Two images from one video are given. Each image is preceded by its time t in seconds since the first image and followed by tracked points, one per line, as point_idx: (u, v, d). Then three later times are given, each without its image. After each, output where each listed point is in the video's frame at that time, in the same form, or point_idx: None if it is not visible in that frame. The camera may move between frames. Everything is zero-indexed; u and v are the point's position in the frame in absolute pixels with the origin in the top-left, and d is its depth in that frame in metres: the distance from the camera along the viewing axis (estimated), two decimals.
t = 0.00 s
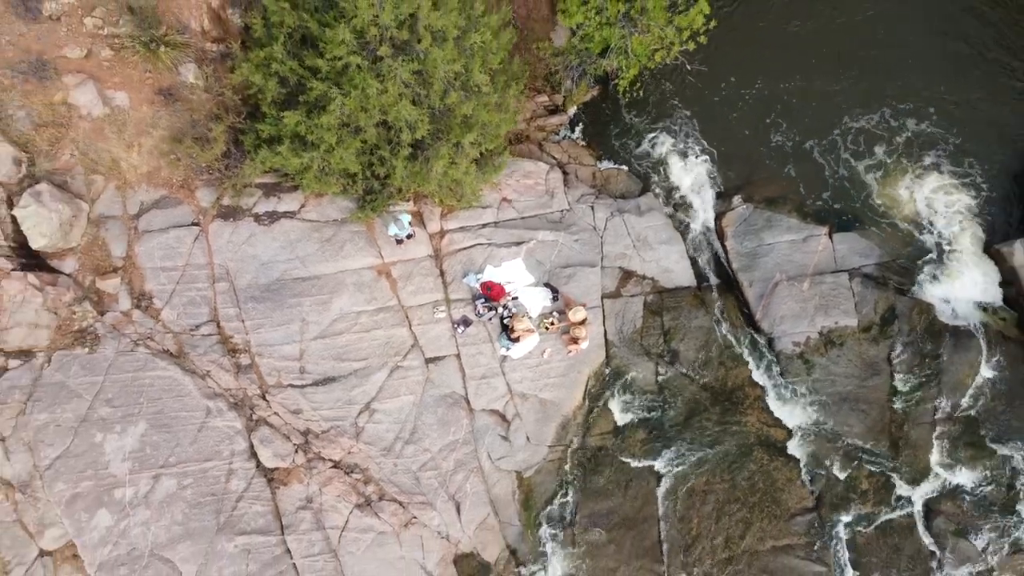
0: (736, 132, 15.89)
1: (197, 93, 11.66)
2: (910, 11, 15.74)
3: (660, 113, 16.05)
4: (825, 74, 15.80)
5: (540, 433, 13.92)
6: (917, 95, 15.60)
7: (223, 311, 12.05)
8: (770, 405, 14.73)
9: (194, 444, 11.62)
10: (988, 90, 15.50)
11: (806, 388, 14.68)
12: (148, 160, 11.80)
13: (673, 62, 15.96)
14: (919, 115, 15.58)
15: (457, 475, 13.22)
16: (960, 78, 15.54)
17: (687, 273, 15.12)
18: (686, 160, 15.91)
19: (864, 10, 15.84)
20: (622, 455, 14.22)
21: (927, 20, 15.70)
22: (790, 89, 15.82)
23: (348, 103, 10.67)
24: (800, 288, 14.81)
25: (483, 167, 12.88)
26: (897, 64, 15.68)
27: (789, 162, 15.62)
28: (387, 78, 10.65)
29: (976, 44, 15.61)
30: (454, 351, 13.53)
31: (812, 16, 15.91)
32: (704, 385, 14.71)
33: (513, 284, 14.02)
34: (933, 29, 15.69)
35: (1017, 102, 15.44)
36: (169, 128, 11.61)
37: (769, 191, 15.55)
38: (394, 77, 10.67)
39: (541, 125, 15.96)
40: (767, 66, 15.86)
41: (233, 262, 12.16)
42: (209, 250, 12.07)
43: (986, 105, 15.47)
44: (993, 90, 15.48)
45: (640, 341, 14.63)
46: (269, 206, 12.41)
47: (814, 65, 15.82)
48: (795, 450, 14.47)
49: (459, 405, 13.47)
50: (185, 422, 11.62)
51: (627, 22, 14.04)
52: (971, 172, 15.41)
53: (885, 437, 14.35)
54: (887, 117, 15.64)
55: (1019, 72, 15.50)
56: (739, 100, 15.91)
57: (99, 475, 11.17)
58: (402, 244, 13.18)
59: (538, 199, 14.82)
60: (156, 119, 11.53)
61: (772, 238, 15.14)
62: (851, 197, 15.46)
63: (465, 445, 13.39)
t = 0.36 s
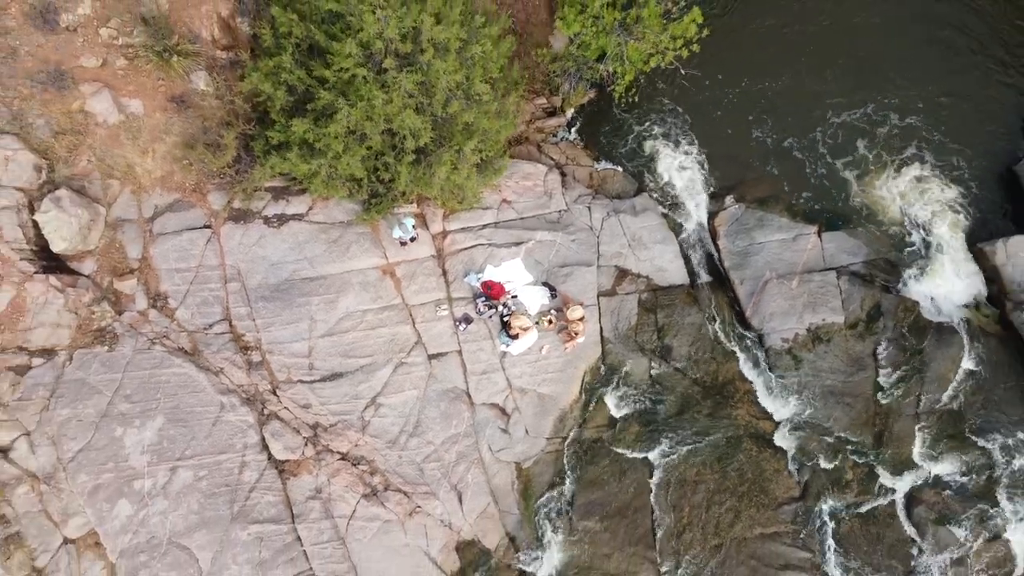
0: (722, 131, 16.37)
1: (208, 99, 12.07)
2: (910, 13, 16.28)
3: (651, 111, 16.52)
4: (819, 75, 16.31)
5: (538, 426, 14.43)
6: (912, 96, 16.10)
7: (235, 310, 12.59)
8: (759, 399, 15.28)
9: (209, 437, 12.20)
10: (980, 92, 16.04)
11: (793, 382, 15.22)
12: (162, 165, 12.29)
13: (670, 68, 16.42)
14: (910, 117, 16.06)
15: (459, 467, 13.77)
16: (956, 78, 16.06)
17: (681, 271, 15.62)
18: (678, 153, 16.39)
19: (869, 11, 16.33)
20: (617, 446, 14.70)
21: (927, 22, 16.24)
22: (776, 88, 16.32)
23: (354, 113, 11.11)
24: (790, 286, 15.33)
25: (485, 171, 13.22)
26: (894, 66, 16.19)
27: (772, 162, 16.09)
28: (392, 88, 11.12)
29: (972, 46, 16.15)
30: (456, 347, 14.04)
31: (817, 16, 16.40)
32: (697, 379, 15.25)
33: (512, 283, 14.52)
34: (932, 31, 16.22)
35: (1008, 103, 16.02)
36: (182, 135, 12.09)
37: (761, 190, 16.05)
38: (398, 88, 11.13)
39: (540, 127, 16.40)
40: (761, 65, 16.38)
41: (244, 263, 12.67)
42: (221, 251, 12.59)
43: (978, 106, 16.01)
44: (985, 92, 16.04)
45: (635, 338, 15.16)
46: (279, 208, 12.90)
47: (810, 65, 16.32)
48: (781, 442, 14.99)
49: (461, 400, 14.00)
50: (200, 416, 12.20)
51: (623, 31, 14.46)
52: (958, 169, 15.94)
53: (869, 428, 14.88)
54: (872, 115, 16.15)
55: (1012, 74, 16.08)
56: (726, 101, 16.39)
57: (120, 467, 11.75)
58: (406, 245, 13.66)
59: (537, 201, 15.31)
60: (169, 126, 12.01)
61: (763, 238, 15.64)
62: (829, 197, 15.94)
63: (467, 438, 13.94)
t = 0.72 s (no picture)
0: (715, 133, 16.87)
1: (218, 106, 12.52)
2: (908, 15, 16.90)
3: (646, 114, 17.01)
4: (812, 77, 16.84)
5: (537, 419, 14.94)
6: (902, 97, 16.63)
7: (247, 310, 13.18)
8: (750, 394, 15.82)
9: (222, 432, 12.79)
10: (971, 94, 16.56)
11: (782, 377, 15.78)
12: (176, 170, 12.80)
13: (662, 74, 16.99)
14: (898, 118, 16.57)
15: (461, 459, 14.31)
16: (949, 79, 16.61)
17: (675, 270, 16.14)
18: (672, 155, 16.87)
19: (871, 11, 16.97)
20: (613, 439, 15.25)
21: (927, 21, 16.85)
22: (767, 91, 16.84)
23: (361, 122, 11.57)
24: (779, 284, 15.85)
25: (486, 175, 13.64)
26: (888, 68, 16.74)
27: (755, 162, 16.65)
28: (396, 98, 11.58)
29: (965, 49, 16.71)
30: (457, 344, 14.57)
31: (817, 20, 17.03)
32: (690, 375, 15.78)
33: (512, 283, 15.04)
34: (926, 34, 16.81)
35: (998, 105, 16.54)
36: (193, 141, 12.56)
37: (753, 191, 16.55)
38: (403, 98, 11.60)
39: (540, 130, 16.83)
40: (754, 66, 16.91)
41: (254, 264, 13.21)
42: (232, 253, 13.13)
43: (967, 108, 16.54)
44: (977, 93, 16.57)
45: (630, 335, 15.71)
46: (288, 211, 13.42)
47: (803, 66, 16.88)
48: (771, 434, 15.55)
49: (462, 394, 14.54)
50: (214, 411, 12.79)
51: (619, 40, 14.97)
52: (945, 170, 16.45)
53: (854, 422, 15.43)
54: (855, 111, 16.69)
55: (1005, 75, 16.62)
56: (720, 104, 16.89)
57: (138, 460, 12.34)
58: (409, 246, 14.15)
59: (536, 202, 15.81)
60: (181, 132, 12.49)
61: (754, 237, 16.16)
62: (811, 197, 16.49)
63: (469, 431, 14.48)
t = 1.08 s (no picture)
0: (708, 134, 17.37)
1: (227, 110, 13.00)
2: (908, 14, 17.32)
3: (642, 116, 17.48)
4: (806, 79, 17.30)
5: (535, 412, 15.52)
6: (891, 99, 17.15)
7: (256, 307, 13.74)
8: (740, 387, 16.42)
9: (234, 424, 13.40)
10: (962, 94, 17.06)
11: (771, 371, 16.37)
12: (188, 173, 13.31)
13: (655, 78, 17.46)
14: (885, 119, 17.11)
15: (462, 450, 14.89)
16: (940, 81, 17.07)
17: (668, 268, 16.67)
18: (666, 156, 17.39)
19: (871, 12, 17.35)
20: (607, 431, 15.78)
21: (923, 24, 17.25)
22: (758, 92, 17.30)
23: (366, 130, 12.06)
24: (769, 282, 16.40)
25: (486, 176, 14.02)
26: (882, 70, 17.22)
27: (739, 161, 17.19)
28: (400, 107, 12.04)
29: (957, 50, 17.16)
30: (458, 340, 15.10)
31: (819, 19, 17.39)
32: (682, 369, 16.36)
33: (511, 281, 15.58)
34: (921, 35, 17.25)
35: (984, 110, 17.05)
36: (204, 145, 13.07)
37: (745, 190, 17.09)
38: (406, 107, 12.06)
39: (538, 131, 17.28)
40: (747, 68, 17.36)
41: (263, 263, 13.79)
42: (242, 253, 13.70)
43: (955, 109, 17.06)
44: (967, 94, 17.07)
45: (625, 331, 16.24)
46: (296, 212, 13.98)
47: (795, 67, 17.33)
48: (761, 426, 16.08)
49: (463, 388, 15.10)
50: (226, 405, 13.39)
51: (615, 46, 15.47)
52: (931, 170, 17.00)
53: (840, 414, 16.02)
54: (839, 107, 17.21)
55: (996, 75, 17.12)
56: (714, 106, 17.37)
57: (155, 451, 12.93)
58: (412, 246, 14.66)
59: (534, 202, 16.32)
60: (193, 137, 12.99)
61: (746, 235, 16.67)
62: (794, 196, 17.03)
63: (469, 423, 15.05)
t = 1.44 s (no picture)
0: (703, 133, 17.82)
1: (236, 114, 13.47)
2: (907, 15, 17.78)
3: (637, 116, 17.92)
4: (800, 79, 17.75)
5: (533, 404, 16.10)
6: (882, 99, 17.65)
7: (265, 304, 14.30)
8: (731, 379, 16.99)
9: (245, 416, 13.99)
10: (950, 96, 17.60)
11: (761, 364, 16.94)
12: (199, 174, 13.79)
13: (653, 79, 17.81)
14: (874, 120, 17.62)
15: (463, 440, 15.48)
16: (932, 82, 17.59)
17: (663, 264, 17.19)
18: (660, 156, 17.87)
19: (871, 13, 17.79)
20: (603, 422, 16.33)
21: (922, 24, 17.75)
22: (753, 93, 17.74)
23: (371, 134, 12.54)
24: (760, 278, 16.96)
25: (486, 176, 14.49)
26: (877, 70, 17.68)
27: (729, 161, 17.69)
28: (404, 112, 12.51)
29: (949, 52, 17.67)
30: (459, 335, 15.65)
31: (820, 18, 17.80)
32: (676, 362, 16.87)
33: (511, 277, 16.10)
34: (916, 37, 17.73)
35: (975, 109, 17.58)
36: (215, 147, 13.55)
37: (738, 188, 17.58)
38: (410, 112, 12.54)
39: (536, 130, 17.69)
40: (741, 68, 17.79)
41: (272, 261, 14.32)
42: (251, 251, 14.22)
43: (942, 110, 17.59)
44: (956, 96, 17.60)
45: (620, 325, 16.80)
46: (303, 212, 14.49)
47: (790, 68, 17.76)
48: (751, 417, 16.72)
49: (464, 381, 15.68)
50: (237, 397, 13.97)
51: (611, 50, 15.99)
52: (918, 169, 17.55)
53: (827, 406, 16.64)
54: (828, 107, 17.68)
55: (985, 77, 17.67)
56: (708, 106, 17.80)
57: (169, 442, 13.52)
58: (415, 245, 15.20)
59: (533, 201, 16.83)
60: (203, 139, 13.46)
61: (737, 233, 17.20)
62: (782, 195, 17.54)
63: (470, 414, 15.65)
